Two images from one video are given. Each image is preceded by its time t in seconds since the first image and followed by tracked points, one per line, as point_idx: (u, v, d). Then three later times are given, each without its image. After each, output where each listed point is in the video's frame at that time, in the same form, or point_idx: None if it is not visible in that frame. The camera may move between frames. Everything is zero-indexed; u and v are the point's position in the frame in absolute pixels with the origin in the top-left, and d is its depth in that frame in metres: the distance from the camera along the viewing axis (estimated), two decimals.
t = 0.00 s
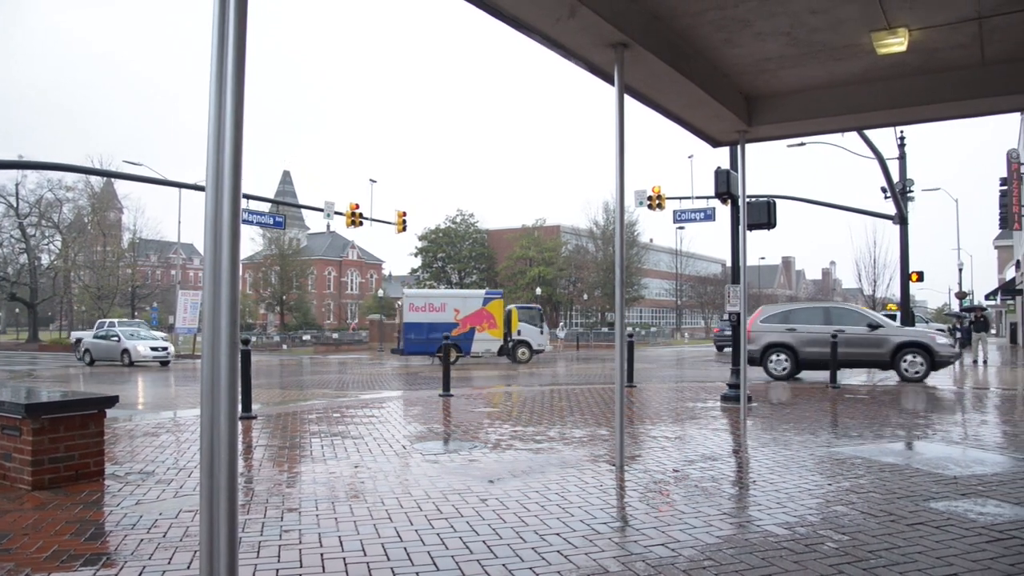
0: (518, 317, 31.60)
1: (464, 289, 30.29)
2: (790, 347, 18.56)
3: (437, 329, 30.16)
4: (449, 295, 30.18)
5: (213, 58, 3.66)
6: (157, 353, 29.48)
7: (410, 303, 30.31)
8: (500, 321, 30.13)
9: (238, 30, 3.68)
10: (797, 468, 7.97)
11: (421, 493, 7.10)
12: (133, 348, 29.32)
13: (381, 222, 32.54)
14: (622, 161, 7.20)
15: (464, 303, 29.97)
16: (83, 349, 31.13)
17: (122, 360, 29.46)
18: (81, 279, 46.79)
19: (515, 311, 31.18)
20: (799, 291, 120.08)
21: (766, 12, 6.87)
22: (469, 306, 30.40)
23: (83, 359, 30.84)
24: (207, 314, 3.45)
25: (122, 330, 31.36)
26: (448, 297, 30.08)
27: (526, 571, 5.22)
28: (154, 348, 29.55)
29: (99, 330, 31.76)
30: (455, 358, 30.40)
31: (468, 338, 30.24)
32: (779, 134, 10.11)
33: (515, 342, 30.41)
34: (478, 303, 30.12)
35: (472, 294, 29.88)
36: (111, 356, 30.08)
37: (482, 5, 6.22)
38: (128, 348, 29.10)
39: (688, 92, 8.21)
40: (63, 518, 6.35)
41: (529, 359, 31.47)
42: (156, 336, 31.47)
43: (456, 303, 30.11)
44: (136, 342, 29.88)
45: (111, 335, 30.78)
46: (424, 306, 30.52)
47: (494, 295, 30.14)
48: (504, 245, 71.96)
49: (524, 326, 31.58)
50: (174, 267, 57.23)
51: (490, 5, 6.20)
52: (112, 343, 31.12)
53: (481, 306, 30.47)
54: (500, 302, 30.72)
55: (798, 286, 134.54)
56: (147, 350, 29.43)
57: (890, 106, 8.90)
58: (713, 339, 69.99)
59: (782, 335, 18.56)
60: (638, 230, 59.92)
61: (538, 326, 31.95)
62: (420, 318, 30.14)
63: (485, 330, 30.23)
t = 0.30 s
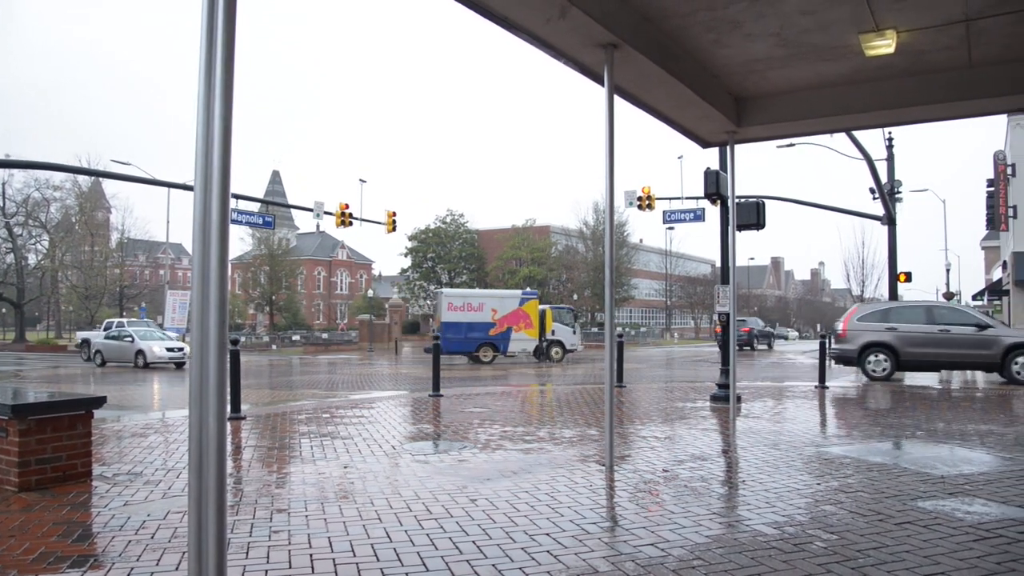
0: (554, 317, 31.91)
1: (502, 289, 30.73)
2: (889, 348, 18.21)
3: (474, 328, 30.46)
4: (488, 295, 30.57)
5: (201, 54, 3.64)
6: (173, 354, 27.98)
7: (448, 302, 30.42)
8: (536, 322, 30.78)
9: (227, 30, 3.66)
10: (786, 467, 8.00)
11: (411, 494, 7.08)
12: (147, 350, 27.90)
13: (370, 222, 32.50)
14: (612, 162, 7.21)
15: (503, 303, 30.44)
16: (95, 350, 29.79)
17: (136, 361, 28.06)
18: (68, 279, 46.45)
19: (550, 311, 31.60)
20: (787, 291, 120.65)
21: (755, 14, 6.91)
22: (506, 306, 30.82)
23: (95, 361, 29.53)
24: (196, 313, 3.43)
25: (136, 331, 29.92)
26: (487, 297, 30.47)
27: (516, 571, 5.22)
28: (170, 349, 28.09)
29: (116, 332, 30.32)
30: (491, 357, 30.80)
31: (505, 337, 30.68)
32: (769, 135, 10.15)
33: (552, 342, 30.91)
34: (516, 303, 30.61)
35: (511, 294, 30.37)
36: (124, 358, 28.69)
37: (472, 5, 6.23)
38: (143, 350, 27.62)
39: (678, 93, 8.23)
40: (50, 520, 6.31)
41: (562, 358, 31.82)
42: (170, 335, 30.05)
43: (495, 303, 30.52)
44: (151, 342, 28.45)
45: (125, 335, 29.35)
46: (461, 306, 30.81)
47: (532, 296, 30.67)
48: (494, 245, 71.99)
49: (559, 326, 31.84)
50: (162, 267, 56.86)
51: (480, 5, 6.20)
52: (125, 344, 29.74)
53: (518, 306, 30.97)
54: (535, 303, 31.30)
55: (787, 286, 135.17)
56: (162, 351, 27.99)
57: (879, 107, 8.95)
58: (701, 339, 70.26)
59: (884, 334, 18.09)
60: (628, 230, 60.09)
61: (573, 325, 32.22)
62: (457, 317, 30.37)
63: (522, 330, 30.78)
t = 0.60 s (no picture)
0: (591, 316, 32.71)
1: (542, 290, 31.26)
2: (1018, 350, 17.34)
3: (516, 327, 30.88)
4: (530, 295, 31.01)
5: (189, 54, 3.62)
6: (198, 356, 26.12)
7: (491, 303, 30.74)
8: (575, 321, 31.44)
9: (213, 30, 3.65)
10: (774, 467, 8.02)
11: (400, 494, 7.07)
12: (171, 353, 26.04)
13: (360, 222, 32.42)
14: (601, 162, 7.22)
15: (543, 303, 30.99)
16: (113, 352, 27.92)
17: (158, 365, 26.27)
18: (55, 279, 46.11)
19: (585, 310, 32.31)
20: (776, 291, 121.16)
21: (743, 15, 6.94)
22: (546, 306, 31.34)
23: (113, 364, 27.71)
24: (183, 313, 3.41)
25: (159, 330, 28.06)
26: (528, 298, 30.92)
27: (505, 571, 5.22)
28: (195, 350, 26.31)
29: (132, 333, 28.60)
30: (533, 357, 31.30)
31: (545, 337, 31.18)
32: (757, 136, 10.19)
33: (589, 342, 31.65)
34: (556, 304, 31.24)
35: (552, 295, 30.94)
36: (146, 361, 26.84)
37: (462, 5, 6.23)
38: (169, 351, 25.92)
39: (667, 94, 8.25)
40: (36, 521, 6.27)
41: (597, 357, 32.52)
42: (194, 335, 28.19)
43: (536, 303, 31.01)
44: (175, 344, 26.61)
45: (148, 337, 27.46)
46: (502, 306, 31.16)
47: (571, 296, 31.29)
48: (483, 246, 71.98)
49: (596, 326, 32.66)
50: (150, 267, 56.53)
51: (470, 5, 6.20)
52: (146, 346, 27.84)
53: (558, 306, 31.53)
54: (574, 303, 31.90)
55: (776, 286, 135.78)
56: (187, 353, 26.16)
57: (867, 108, 8.99)
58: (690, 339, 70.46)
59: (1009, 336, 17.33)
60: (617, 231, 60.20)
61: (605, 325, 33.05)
62: (500, 318, 30.72)
63: (562, 330, 31.39)
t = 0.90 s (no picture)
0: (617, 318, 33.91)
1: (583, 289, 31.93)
2: None
3: (560, 327, 31.35)
4: (571, 295, 31.62)
5: (175, 56, 3.60)
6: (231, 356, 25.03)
7: (536, 302, 30.93)
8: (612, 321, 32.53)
9: (201, 29, 3.63)
10: (762, 467, 8.05)
11: (389, 495, 7.05)
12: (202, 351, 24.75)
13: (349, 222, 32.37)
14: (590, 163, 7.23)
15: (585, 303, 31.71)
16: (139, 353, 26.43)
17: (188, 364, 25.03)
18: (41, 279, 45.79)
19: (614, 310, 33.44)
20: (765, 291, 121.59)
21: (732, 16, 6.96)
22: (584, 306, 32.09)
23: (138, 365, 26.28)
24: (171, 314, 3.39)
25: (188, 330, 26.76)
26: (570, 298, 31.52)
27: (494, 571, 5.22)
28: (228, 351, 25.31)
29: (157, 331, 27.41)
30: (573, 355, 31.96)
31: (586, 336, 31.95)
32: (746, 137, 10.23)
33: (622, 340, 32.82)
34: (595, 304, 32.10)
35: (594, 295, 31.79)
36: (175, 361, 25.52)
37: (451, 6, 6.23)
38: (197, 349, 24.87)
39: (656, 94, 8.27)
40: (22, 523, 6.22)
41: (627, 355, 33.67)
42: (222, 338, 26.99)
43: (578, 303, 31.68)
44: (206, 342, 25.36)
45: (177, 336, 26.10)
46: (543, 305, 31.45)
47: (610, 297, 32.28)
48: (473, 246, 71.95)
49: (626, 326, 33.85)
50: (138, 267, 56.19)
51: (459, 5, 6.20)
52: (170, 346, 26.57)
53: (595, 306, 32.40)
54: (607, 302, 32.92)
55: (764, 287, 136.29)
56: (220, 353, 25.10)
57: (857, 109, 9.03)
58: (679, 339, 70.66)
59: None
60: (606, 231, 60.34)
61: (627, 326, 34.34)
62: (544, 317, 31.03)
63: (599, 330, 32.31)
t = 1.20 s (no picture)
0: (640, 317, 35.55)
1: (613, 290, 33.29)
2: None
3: (592, 327, 32.68)
4: (601, 296, 32.94)
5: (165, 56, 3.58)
6: (266, 357, 24.51)
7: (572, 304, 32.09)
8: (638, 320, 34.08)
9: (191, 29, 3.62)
10: (753, 467, 8.07)
11: (379, 495, 7.04)
12: (238, 354, 24.18)
13: (339, 222, 32.31)
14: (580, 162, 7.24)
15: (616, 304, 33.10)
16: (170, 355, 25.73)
17: (223, 367, 24.49)
18: (29, 279, 45.55)
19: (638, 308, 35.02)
20: (755, 291, 121.98)
21: (722, 17, 6.99)
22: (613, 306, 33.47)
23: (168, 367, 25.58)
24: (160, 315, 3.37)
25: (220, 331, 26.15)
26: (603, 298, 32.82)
27: (484, 571, 5.22)
28: (262, 352, 24.82)
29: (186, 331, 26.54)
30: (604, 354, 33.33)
31: (616, 336, 33.42)
32: (737, 137, 10.25)
33: (648, 338, 34.39)
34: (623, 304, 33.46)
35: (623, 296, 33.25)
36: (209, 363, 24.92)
37: (442, 6, 6.24)
38: (232, 354, 24.26)
39: (647, 94, 8.28)
40: (9, 524, 6.19)
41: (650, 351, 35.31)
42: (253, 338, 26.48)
43: (609, 304, 33.03)
44: (241, 343, 24.78)
45: (209, 337, 25.43)
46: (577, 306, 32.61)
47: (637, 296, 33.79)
48: (464, 246, 71.95)
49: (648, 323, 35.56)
50: (128, 267, 55.96)
51: (450, 6, 6.20)
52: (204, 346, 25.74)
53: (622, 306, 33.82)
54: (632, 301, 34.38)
55: (755, 287, 136.66)
56: (256, 355, 24.60)
57: (846, 110, 9.07)
58: (669, 339, 70.83)
59: None
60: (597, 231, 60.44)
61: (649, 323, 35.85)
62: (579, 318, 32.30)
63: (627, 329, 33.85)
